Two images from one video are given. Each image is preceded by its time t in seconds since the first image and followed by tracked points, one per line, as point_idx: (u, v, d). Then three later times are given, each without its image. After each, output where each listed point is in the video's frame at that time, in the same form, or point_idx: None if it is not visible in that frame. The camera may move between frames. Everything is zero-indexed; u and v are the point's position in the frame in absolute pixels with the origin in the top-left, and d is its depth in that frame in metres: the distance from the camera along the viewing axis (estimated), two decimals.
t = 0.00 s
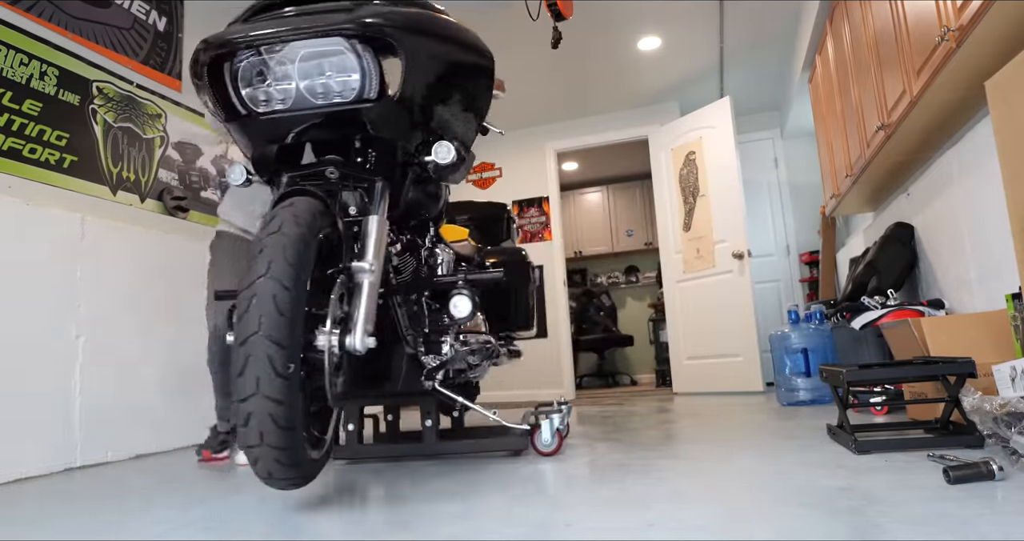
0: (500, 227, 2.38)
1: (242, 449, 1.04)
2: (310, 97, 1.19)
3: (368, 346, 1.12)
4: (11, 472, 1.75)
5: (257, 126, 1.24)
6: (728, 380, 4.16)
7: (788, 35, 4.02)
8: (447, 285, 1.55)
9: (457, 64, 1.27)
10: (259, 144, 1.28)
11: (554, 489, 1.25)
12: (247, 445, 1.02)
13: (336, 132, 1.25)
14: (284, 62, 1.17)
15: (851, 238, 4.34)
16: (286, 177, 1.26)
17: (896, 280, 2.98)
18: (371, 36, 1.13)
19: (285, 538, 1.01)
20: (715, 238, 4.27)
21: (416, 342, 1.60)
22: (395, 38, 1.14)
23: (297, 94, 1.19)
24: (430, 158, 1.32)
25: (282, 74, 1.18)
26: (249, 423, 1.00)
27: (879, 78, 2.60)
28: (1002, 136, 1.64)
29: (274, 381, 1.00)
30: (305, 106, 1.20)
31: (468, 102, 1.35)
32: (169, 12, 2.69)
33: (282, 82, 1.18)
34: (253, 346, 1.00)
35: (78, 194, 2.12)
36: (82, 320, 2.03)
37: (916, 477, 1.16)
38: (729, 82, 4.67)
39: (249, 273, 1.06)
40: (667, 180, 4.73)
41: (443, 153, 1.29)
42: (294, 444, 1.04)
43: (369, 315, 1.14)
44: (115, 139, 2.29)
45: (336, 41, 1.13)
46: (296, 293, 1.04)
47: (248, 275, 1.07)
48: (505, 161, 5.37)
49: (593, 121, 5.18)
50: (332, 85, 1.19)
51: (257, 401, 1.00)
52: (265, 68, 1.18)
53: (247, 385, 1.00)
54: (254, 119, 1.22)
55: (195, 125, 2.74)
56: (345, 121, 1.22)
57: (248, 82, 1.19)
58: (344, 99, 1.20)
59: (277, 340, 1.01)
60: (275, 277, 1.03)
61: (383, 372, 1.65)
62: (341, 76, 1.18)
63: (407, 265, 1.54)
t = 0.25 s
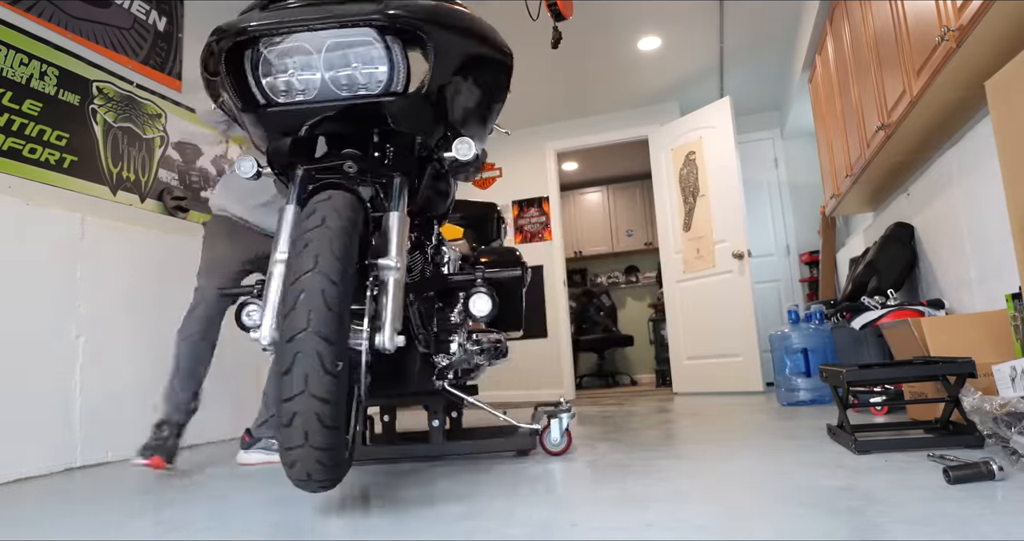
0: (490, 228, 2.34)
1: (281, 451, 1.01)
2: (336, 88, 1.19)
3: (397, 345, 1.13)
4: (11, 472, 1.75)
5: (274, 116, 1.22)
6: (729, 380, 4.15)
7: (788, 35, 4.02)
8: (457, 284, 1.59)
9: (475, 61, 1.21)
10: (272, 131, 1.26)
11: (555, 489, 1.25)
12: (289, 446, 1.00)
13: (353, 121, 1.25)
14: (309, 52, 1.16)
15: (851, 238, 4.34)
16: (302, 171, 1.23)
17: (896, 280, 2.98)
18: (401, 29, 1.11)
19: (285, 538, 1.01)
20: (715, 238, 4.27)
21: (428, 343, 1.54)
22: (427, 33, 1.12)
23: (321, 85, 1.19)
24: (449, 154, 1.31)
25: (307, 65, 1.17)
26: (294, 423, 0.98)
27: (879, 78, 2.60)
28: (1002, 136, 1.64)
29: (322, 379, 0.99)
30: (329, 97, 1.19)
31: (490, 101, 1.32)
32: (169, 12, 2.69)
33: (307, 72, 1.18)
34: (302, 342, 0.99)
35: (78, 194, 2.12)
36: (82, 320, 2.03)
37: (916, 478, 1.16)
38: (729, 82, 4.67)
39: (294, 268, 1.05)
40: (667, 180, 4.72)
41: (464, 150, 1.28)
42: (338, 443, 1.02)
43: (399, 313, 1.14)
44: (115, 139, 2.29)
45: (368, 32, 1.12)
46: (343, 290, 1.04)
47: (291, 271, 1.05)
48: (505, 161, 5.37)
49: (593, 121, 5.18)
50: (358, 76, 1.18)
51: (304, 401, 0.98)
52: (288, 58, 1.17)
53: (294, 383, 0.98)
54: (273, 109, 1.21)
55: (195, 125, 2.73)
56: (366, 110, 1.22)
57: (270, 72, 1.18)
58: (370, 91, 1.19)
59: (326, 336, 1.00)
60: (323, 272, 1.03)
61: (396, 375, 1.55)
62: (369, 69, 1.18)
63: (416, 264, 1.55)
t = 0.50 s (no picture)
0: (483, 229, 2.34)
1: (323, 452, 0.99)
2: (364, 80, 1.12)
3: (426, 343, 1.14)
4: (11, 472, 1.75)
5: (295, 106, 1.15)
6: (729, 380, 4.15)
7: (788, 35, 4.02)
8: (474, 282, 1.57)
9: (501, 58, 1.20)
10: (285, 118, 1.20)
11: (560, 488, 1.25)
12: (334, 446, 0.98)
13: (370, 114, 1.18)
14: (339, 42, 1.10)
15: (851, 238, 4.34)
16: (319, 164, 1.18)
17: (896, 280, 2.99)
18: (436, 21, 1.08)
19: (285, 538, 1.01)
20: (715, 238, 4.27)
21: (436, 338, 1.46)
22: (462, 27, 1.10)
23: (349, 77, 1.12)
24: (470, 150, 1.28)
25: (334, 55, 1.11)
26: (344, 420, 0.97)
27: (879, 78, 2.60)
28: (1002, 136, 1.64)
29: (374, 373, 0.99)
30: (356, 89, 1.13)
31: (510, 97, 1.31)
32: (169, 12, 2.69)
33: (334, 62, 1.11)
34: (357, 336, 1.00)
35: (78, 194, 2.12)
36: (82, 320, 2.03)
37: (916, 478, 1.16)
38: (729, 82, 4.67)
39: (343, 261, 1.05)
40: (667, 180, 4.72)
41: (484, 147, 1.26)
42: (383, 442, 1.02)
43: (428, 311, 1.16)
44: (115, 139, 2.29)
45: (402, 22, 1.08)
46: (393, 285, 1.06)
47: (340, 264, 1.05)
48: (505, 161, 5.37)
49: (592, 121, 5.18)
50: (389, 68, 1.12)
51: (356, 396, 0.98)
52: (314, 47, 1.11)
53: (347, 377, 0.98)
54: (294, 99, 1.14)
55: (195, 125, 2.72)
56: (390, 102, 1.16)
57: (293, 61, 1.11)
58: (400, 84, 1.13)
59: (379, 330, 1.01)
60: (375, 266, 1.04)
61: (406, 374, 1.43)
62: (401, 61, 1.12)
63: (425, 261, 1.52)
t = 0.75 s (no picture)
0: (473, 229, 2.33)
1: (371, 447, 0.96)
2: (393, 72, 1.11)
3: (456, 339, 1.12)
4: (11, 472, 1.75)
5: (320, 98, 1.13)
6: (729, 380, 4.16)
7: (788, 34, 4.02)
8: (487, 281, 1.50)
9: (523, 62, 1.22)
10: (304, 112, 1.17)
11: (561, 488, 1.25)
12: (383, 443, 0.95)
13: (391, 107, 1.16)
14: (369, 32, 1.09)
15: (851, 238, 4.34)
16: (342, 156, 1.14)
17: (897, 279, 3.00)
18: (469, 16, 1.09)
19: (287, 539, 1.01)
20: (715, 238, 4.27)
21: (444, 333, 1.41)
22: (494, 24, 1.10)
23: (378, 68, 1.11)
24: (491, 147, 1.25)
25: (363, 46, 1.10)
26: (396, 417, 0.93)
27: (879, 78, 2.60)
28: (1001, 136, 1.65)
29: (429, 371, 0.94)
30: (384, 81, 1.12)
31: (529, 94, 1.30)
32: (169, 12, 2.68)
33: (362, 54, 1.10)
34: (410, 332, 0.93)
35: (78, 194, 2.12)
36: (82, 320, 2.03)
37: (916, 477, 1.16)
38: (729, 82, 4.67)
39: (390, 254, 0.98)
40: (667, 180, 4.72)
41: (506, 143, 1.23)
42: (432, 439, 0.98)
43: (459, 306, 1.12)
44: (115, 139, 2.29)
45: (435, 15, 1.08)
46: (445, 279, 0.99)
47: (387, 256, 0.98)
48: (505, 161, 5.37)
49: (593, 121, 5.18)
50: (419, 60, 1.11)
51: (409, 394, 0.93)
52: (343, 39, 1.10)
53: (400, 375, 0.93)
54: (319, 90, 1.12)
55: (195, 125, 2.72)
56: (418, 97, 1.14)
57: (321, 52, 1.10)
58: (428, 77, 1.12)
59: (433, 326, 0.95)
60: (427, 260, 0.97)
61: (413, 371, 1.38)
62: (430, 53, 1.11)
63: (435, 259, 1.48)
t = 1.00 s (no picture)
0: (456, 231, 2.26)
1: (426, 445, 0.95)
2: (425, 65, 1.10)
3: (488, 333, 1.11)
4: (11, 472, 1.75)
5: (348, 90, 1.12)
6: (728, 380, 4.16)
7: (788, 34, 4.01)
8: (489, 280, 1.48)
9: (547, 56, 1.25)
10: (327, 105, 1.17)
11: (561, 488, 1.25)
12: (439, 441, 0.94)
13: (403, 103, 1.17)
14: (403, 24, 1.08)
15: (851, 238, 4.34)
16: (365, 151, 1.12)
17: (897, 279, 3.00)
18: (505, 11, 1.09)
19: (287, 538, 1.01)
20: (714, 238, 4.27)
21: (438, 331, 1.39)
22: (529, 20, 1.12)
23: (410, 62, 1.09)
24: (514, 145, 1.27)
25: (396, 38, 1.08)
26: (454, 414, 0.92)
27: (879, 78, 2.60)
28: (1001, 136, 1.65)
29: (488, 368, 0.93)
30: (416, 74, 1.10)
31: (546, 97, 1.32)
32: (169, 12, 2.67)
33: (395, 46, 1.08)
34: (470, 327, 0.92)
35: (78, 194, 2.12)
36: (82, 320, 2.03)
37: (916, 478, 1.16)
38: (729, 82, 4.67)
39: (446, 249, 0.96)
40: (667, 180, 4.72)
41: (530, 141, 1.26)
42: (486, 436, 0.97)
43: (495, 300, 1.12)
44: (115, 139, 2.29)
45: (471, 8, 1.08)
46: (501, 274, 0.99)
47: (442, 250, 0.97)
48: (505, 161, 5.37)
49: (593, 121, 5.17)
50: (452, 55, 1.10)
51: (468, 390, 0.92)
52: (376, 28, 1.08)
53: (460, 371, 0.92)
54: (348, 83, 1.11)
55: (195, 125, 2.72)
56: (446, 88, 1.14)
57: (353, 41, 1.08)
58: (459, 72, 1.12)
59: (491, 322, 0.94)
60: (483, 254, 0.96)
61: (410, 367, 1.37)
62: (465, 48, 1.10)
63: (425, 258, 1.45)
